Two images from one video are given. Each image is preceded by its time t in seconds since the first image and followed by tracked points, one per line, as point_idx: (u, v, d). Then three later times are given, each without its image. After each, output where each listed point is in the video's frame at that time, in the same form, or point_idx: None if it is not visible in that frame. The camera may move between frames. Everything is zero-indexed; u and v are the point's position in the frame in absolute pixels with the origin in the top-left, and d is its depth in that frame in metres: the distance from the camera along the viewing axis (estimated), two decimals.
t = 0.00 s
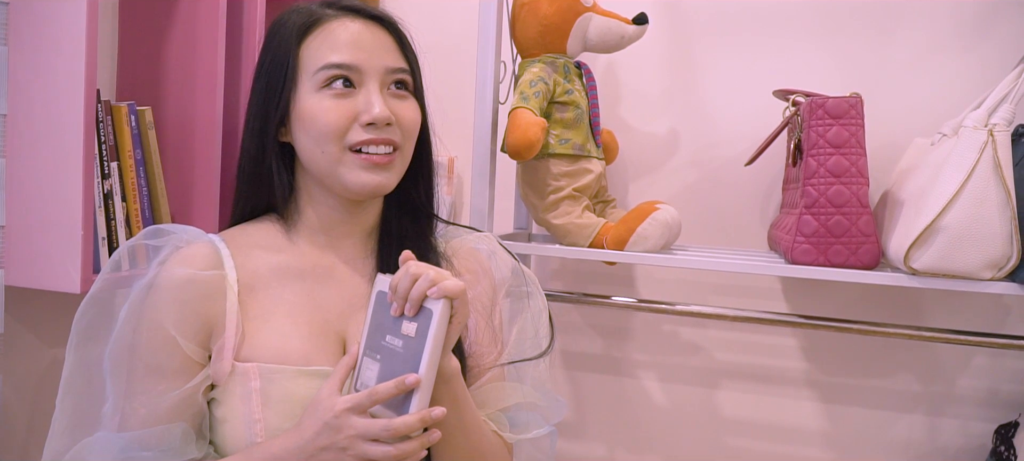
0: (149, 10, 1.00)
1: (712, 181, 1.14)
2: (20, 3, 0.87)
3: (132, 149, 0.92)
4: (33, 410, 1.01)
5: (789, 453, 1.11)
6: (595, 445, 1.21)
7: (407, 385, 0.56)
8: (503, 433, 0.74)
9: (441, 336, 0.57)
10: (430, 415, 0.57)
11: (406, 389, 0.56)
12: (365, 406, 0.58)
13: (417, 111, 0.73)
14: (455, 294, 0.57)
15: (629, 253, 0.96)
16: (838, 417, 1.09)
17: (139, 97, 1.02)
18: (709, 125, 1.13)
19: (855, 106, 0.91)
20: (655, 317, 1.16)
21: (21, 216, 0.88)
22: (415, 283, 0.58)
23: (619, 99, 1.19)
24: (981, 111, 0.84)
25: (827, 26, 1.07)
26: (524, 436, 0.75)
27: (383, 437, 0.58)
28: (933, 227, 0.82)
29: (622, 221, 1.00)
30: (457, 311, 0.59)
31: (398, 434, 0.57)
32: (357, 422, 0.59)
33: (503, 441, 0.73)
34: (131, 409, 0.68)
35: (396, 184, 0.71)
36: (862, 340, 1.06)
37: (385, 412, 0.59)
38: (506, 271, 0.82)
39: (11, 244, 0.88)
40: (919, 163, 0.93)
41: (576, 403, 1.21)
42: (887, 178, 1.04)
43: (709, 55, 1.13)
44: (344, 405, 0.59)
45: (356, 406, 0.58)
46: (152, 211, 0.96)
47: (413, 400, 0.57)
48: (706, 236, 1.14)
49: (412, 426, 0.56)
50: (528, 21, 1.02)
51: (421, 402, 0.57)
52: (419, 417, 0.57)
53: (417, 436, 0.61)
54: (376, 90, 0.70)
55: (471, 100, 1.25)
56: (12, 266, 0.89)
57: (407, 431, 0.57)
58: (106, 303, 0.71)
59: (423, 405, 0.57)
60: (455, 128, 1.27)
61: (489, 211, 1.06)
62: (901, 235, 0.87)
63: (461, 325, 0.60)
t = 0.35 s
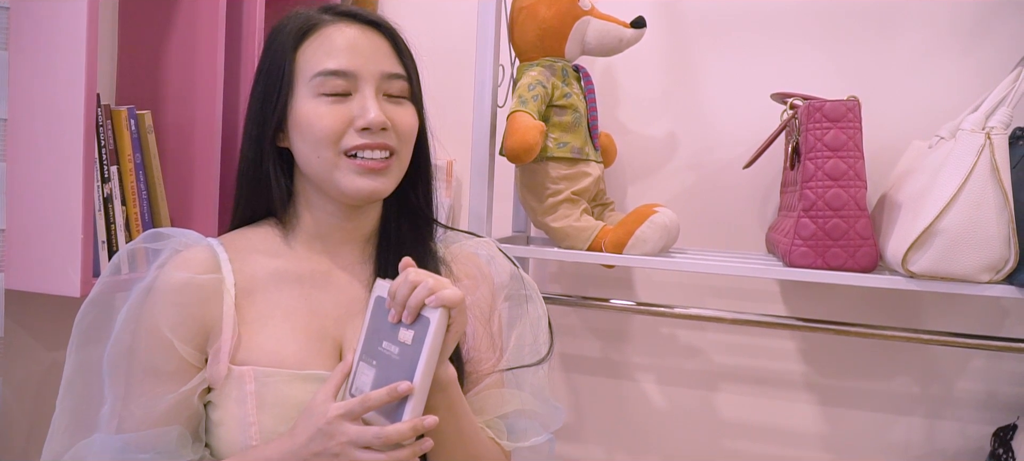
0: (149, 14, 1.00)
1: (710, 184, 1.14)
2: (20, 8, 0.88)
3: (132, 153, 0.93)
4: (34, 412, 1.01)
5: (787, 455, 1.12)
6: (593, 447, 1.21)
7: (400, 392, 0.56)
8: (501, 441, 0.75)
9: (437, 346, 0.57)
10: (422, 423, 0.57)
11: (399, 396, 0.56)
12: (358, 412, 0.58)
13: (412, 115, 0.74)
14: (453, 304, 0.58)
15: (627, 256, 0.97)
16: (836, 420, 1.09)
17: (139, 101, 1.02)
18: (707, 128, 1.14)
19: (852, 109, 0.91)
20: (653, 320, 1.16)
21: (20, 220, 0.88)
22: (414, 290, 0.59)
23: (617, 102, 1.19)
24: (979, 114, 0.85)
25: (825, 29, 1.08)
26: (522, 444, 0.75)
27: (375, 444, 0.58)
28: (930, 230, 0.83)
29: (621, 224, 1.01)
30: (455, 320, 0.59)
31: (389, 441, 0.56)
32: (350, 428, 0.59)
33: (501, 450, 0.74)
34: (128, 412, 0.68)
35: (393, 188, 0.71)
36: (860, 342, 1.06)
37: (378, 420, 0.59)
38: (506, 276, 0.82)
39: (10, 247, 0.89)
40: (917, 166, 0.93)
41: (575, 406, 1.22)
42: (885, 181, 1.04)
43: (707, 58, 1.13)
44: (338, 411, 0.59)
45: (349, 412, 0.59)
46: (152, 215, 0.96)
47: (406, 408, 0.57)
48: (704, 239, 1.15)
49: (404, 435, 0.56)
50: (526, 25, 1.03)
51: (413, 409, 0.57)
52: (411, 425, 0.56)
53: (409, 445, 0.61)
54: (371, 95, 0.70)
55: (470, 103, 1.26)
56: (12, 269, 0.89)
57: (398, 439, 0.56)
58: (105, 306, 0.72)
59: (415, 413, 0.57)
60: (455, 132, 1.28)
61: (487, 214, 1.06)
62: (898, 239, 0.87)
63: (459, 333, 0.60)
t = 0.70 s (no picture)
0: (148, 18, 1.00)
1: (709, 186, 1.14)
2: (21, 13, 0.88)
3: (132, 156, 0.93)
4: (35, 415, 1.01)
5: (788, 457, 1.12)
6: (594, 449, 1.21)
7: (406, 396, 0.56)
8: (502, 442, 0.75)
9: (439, 351, 0.58)
10: (425, 431, 0.57)
11: (404, 400, 0.57)
12: (362, 415, 0.59)
13: (410, 115, 0.73)
14: (453, 311, 0.58)
15: (627, 258, 0.97)
16: (836, 422, 1.09)
17: (138, 104, 1.02)
18: (706, 130, 1.14)
19: (852, 111, 0.91)
20: (653, 322, 1.16)
21: (20, 222, 0.89)
22: (414, 296, 0.58)
23: (616, 105, 1.19)
24: (978, 116, 0.84)
25: (824, 31, 1.08)
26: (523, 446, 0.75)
27: (378, 447, 0.58)
28: (930, 232, 0.83)
29: (620, 227, 1.01)
30: (455, 327, 0.59)
31: (392, 445, 0.57)
32: (353, 430, 0.59)
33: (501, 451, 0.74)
34: (127, 415, 0.68)
35: (391, 190, 0.71)
36: (860, 344, 1.06)
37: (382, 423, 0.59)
38: (506, 277, 0.82)
39: (10, 250, 0.89)
40: (918, 167, 0.93)
41: (576, 407, 1.21)
42: (884, 183, 1.04)
43: (706, 61, 1.14)
44: (343, 413, 0.59)
45: (355, 415, 0.59)
46: (152, 219, 0.96)
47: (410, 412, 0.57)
48: (704, 241, 1.15)
49: (407, 440, 0.56)
50: (525, 27, 1.03)
51: (418, 415, 0.57)
52: (414, 432, 0.56)
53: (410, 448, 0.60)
54: (367, 96, 0.70)
55: (470, 106, 1.26)
56: (13, 273, 0.89)
57: (401, 443, 0.56)
58: (104, 309, 0.72)
59: (421, 419, 0.57)
60: (454, 134, 1.28)
61: (487, 216, 1.06)
62: (898, 241, 0.87)
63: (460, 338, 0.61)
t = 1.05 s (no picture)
0: (151, 22, 1.01)
1: (713, 188, 1.14)
2: (26, 17, 0.89)
3: (137, 160, 0.93)
4: (41, 419, 1.01)
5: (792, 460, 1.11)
6: (598, 452, 1.21)
7: (412, 387, 0.57)
8: (508, 444, 0.75)
9: (450, 353, 0.58)
10: (430, 418, 0.57)
11: (411, 392, 0.57)
12: (370, 409, 0.59)
13: (410, 117, 0.73)
14: (466, 314, 0.58)
15: (631, 260, 0.97)
16: (841, 424, 1.08)
17: (142, 107, 1.03)
18: (709, 132, 1.14)
19: (855, 113, 0.91)
20: (657, 325, 1.16)
21: (25, 226, 0.89)
22: (426, 298, 0.59)
23: (619, 108, 1.19)
24: (983, 117, 0.84)
25: (826, 33, 1.08)
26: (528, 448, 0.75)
27: (385, 437, 0.58)
28: (935, 234, 0.82)
29: (623, 229, 1.00)
30: (467, 329, 0.60)
31: (399, 433, 0.57)
32: (361, 424, 0.59)
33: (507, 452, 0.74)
34: (134, 420, 0.68)
35: (393, 191, 0.71)
36: (864, 347, 1.06)
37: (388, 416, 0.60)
38: (510, 279, 0.82)
39: (15, 254, 0.89)
40: (921, 169, 0.93)
41: (580, 410, 1.21)
42: (888, 185, 1.04)
43: (708, 63, 1.13)
44: (353, 409, 0.60)
45: (364, 409, 0.59)
46: (156, 222, 0.96)
47: (424, 395, 0.57)
48: (707, 243, 1.15)
49: (412, 428, 0.57)
50: (527, 30, 1.03)
51: (431, 402, 0.57)
52: (419, 419, 0.57)
53: (418, 441, 0.58)
54: (366, 98, 0.70)
55: (473, 108, 1.26)
56: (18, 276, 0.90)
57: (408, 431, 0.57)
58: (109, 315, 0.72)
59: (430, 405, 0.57)
60: (457, 137, 1.28)
61: (490, 219, 1.06)
62: (902, 243, 0.87)
63: (469, 341, 0.61)
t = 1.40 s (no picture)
0: (156, 25, 1.01)
1: (716, 191, 1.14)
2: (31, 20, 0.89)
3: (141, 162, 0.93)
4: (43, 421, 1.01)
5: None
6: (601, 454, 1.21)
7: (409, 387, 0.57)
8: (510, 449, 0.75)
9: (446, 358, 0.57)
10: (431, 419, 0.57)
11: (409, 392, 0.57)
12: (369, 410, 0.59)
13: (416, 119, 0.73)
14: (460, 317, 0.58)
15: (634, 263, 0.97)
16: (844, 426, 1.09)
17: (146, 110, 1.03)
18: (712, 135, 1.14)
19: (858, 116, 0.91)
20: (659, 327, 1.16)
21: (29, 228, 0.89)
22: (422, 300, 0.59)
23: (622, 111, 1.20)
24: (985, 120, 0.84)
25: (829, 37, 1.08)
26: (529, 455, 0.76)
27: (384, 438, 0.58)
28: (937, 236, 0.83)
29: (626, 232, 1.01)
30: (463, 333, 0.59)
31: (399, 434, 0.57)
32: (359, 424, 0.59)
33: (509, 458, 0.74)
34: (140, 422, 0.68)
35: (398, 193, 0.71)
36: (866, 350, 1.06)
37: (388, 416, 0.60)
38: (513, 281, 0.82)
39: (19, 256, 0.89)
40: (924, 172, 0.93)
41: (582, 412, 1.21)
42: (891, 187, 1.04)
43: (711, 65, 1.14)
44: (352, 411, 0.60)
45: (362, 410, 0.59)
46: (161, 224, 0.96)
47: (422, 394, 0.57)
48: (710, 246, 1.15)
49: (412, 429, 0.56)
50: (531, 32, 1.03)
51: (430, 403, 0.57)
52: (420, 421, 0.57)
53: (421, 443, 0.59)
54: (371, 100, 0.70)
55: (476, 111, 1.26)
56: (22, 278, 0.90)
57: (407, 432, 0.57)
58: (115, 317, 0.72)
59: (428, 407, 0.57)
60: (460, 139, 1.28)
61: (494, 221, 1.06)
62: (905, 245, 0.87)
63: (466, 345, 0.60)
